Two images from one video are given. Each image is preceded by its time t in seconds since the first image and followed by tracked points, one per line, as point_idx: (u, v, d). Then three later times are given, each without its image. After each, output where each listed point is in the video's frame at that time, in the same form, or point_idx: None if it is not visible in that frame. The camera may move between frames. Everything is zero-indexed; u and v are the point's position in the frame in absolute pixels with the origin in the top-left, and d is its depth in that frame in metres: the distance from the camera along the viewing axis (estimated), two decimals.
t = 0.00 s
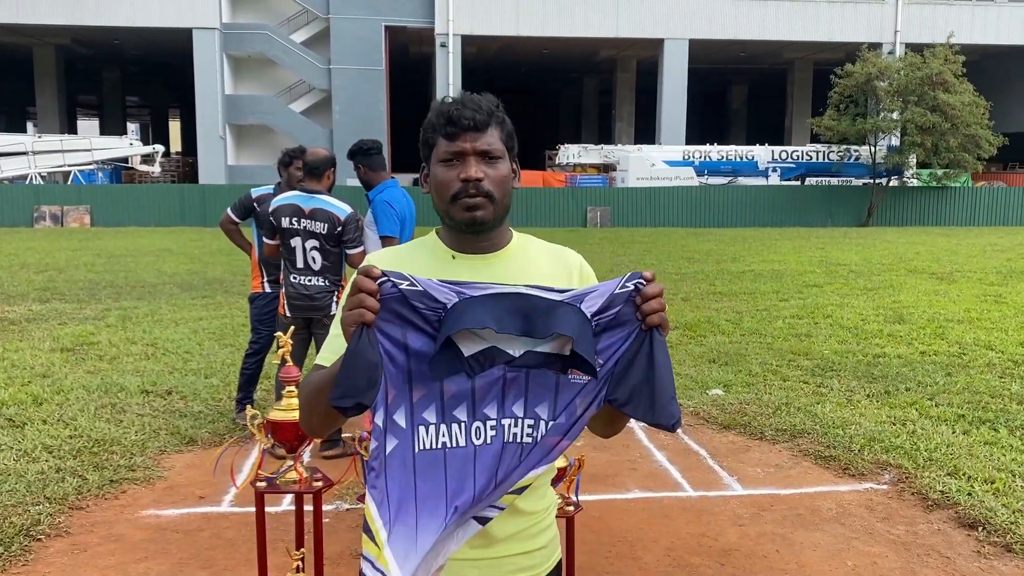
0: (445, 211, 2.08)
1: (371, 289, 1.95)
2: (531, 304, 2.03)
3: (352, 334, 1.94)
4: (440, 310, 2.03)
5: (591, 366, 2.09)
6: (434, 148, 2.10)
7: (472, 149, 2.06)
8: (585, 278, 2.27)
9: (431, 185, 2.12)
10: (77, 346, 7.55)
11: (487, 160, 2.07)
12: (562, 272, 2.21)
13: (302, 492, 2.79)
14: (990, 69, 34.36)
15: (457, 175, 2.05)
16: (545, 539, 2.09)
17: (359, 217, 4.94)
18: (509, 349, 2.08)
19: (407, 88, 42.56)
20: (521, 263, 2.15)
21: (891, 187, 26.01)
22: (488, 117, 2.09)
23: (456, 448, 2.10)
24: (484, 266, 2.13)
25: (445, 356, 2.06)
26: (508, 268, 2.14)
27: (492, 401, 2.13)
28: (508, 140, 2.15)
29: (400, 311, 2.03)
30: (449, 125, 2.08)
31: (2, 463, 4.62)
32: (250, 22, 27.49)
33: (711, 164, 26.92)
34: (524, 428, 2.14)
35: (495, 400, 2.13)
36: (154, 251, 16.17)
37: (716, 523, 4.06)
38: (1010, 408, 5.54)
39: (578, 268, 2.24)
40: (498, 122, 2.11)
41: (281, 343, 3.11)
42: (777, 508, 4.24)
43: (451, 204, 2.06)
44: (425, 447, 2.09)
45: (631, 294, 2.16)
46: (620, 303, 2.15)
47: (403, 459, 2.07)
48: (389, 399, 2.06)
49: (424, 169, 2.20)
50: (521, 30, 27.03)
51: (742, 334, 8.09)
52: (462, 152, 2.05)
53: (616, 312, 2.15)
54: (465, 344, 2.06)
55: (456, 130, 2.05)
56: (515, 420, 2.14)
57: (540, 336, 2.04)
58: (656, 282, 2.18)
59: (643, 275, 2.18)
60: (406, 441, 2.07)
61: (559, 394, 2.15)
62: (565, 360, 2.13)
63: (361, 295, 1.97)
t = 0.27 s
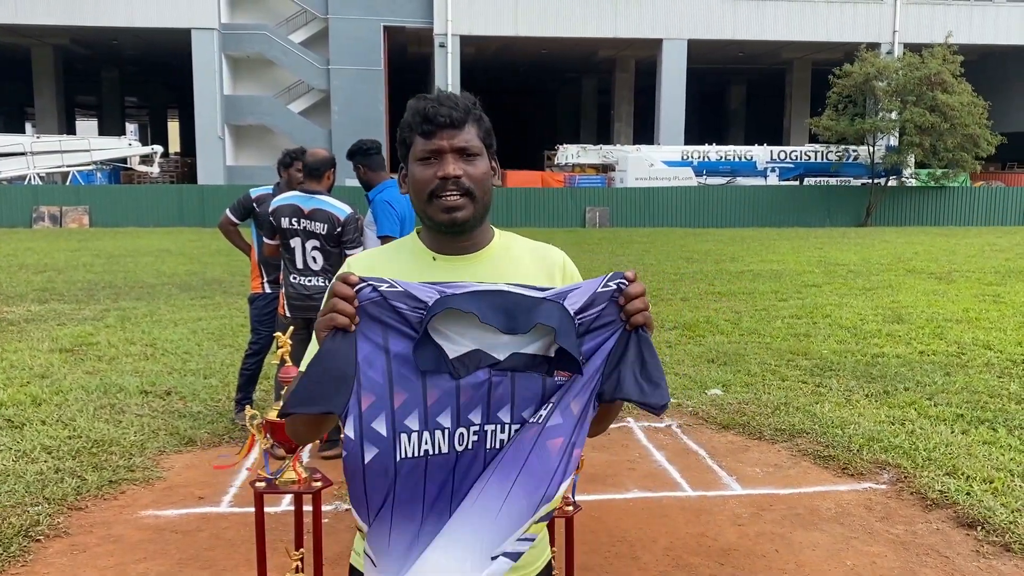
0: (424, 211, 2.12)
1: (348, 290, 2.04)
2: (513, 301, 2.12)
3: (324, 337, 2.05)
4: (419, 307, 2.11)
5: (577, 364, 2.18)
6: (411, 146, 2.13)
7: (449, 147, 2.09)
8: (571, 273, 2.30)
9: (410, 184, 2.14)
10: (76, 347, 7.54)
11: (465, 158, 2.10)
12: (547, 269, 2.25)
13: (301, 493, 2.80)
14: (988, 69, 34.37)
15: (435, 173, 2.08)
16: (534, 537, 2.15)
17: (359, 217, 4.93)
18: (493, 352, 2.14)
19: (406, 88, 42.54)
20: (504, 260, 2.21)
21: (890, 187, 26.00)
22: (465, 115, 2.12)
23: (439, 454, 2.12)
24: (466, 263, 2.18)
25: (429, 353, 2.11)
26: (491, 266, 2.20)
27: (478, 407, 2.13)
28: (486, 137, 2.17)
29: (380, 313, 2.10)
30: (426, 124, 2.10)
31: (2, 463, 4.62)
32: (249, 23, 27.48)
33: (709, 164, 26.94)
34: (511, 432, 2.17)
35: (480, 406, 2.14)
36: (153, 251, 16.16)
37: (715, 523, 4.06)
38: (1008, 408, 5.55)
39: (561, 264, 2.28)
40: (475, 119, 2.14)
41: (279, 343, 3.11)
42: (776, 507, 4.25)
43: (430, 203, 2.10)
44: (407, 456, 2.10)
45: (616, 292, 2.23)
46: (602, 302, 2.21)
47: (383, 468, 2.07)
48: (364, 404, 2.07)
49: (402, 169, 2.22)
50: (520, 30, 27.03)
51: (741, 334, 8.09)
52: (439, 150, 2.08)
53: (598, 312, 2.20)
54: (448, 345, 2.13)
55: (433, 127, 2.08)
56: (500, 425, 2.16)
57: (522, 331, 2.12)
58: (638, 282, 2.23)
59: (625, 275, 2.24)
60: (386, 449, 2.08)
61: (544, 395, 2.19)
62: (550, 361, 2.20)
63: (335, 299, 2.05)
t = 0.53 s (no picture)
0: (431, 216, 2.12)
1: (341, 299, 2.04)
2: (505, 308, 2.15)
3: (320, 345, 2.05)
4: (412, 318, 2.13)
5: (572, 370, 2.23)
6: (410, 146, 2.12)
7: (457, 151, 2.10)
8: (554, 273, 2.36)
9: (411, 187, 2.13)
10: (74, 347, 7.53)
11: (469, 159, 2.13)
12: (532, 268, 2.31)
13: (301, 493, 2.79)
14: (987, 69, 34.42)
15: (446, 176, 2.09)
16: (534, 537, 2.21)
17: (357, 217, 4.93)
18: (486, 361, 2.21)
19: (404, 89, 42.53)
20: (491, 264, 2.26)
21: (889, 187, 26.04)
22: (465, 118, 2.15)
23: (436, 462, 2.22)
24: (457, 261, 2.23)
25: (421, 366, 2.16)
26: (480, 267, 2.25)
27: (473, 414, 2.23)
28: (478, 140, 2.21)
29: (374, 326, 2.12)
30: (432, 127, 2.10)
31: None
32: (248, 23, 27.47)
33: (708, 164, 26.98)
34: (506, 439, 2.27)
35: (476, 413, 2.24)
36: (152, 252, 16.16)
37: (714, 523, 4.06)
38: (1007, 408, 5.55)
39: (546, 262, 2.34)
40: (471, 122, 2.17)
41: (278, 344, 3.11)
42: (775, 508, 4.25)
43: (438, 208, 2.11)
44: (401, 463, 2.19)
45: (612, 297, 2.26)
46: (594, 306, 2.25)
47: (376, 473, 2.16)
48: (359, 413, 2.14)
49: (393, 170, 2.20)
50: (518, 30, 27.04)
51: (740, 334, 8.10)
52: (449, 154, 2.09)
53: (591, 317, 2.25)
54: (441, 355, 2.19)
55: (441, 131, 2.09)
56: (497, 433, 2.26)
57: (517, 339, 2.16)
58: (634, 286, 2.28)
59: (621, 279, 2.28)
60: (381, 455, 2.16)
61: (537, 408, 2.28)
62: (544, 367, 2.25)
63: (329, 310, 2.05)
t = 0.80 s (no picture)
0: (411, 218, 2.10)
1: (351, 283, 1.93)
2: (505, 285, 2.03)
3: (331, 325, 1.94)
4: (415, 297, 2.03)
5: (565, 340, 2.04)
6: (398, 148, 2.10)
7: (440, 155, 2.06)
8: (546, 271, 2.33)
9: (396, 187, 2.12)
10: (73, 348, 7.52)
11: (454, 167, 2.09)
12: (523, 264, 2.27)
13: (300, 494, 2.80)
14: (985, 70, 34.47)
15: (424, 180, 2.06)
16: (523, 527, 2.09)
17: (355, 217, 4.94)
18: (485, 332, 2.01)
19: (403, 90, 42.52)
20: (482, 255, 2.21)
21: (887, 188, 26.07)
22: (456, 123, 2.10)
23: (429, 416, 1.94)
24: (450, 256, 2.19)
25: (419, 339, 1.97)
26: (468, 264, 2.21)
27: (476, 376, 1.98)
28: (473, 145, 2.16)
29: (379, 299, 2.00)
30: (417, 131, 2.08)
31: None
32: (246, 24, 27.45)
33: (706, 165, 27.01)
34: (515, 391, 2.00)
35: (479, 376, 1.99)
36: (151, 253, 16.17)
37: (713, 524, 4.07)
38: (1005, 408, 5.57)
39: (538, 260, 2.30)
40: (464, 128, 2.13)
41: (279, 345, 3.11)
42: (774, 508, 4.26)
43: (416, 210, 2.09)
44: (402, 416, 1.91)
45: (604, 284, 2.10)
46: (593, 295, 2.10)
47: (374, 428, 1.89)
48: (359, 371, 1.92)
49: (385, 167, 2.19)
50: (517, 31, 27.05)
51: (739, 335, 8.11)
52: (429, 158, 2.05)
53: (590, 299, 2.08)
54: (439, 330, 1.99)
55: (425, 136, 2.05)
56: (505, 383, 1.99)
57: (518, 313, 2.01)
58: (624, 272, 2.13)
59: (612, 267, 2.13)
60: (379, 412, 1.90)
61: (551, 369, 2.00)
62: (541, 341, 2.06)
63: (340, 288, 1.94)
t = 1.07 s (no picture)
0: (407, 212, 2.09)
1: (352, 303, 1.92)
2: (510, 312, 2.05)
3: (331, 347, 1.94)
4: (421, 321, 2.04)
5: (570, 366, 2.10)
6: (394, 146, 2.11)
7: (434, 148, 2.08)
8: (545, 274, 2.31)
9: (393, 184, 2.12)
10: (71, 349, 7.52)
11: (449, 159, 2.09)
12: (524, 269, 2.25)
13: (299, 495, 2.81)
14: (983, 71, 34.52)
15: (420, 173, 2.06)
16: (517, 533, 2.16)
17: (353, 218, 4.95)
18: (489, 363, 2.09)
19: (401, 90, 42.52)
20: (483, 259, 2.19)
21: (885, 188, 26.07)
22: (450, 116, 2.12)
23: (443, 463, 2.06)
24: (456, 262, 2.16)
25: (427, 369, 2.06)
26: (470, 266, 2.18)
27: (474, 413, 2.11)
28: (469, 139, 2.17)
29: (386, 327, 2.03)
30: (411, 124, 2.09)
31: None
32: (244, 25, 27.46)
33: (705, 166, 27.02)
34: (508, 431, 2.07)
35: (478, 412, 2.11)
36: (149, 254, 16.18)
37: (711, 524, 4.07)
38: (1003, 409, 5.57)
39: (537, 264, 2.29)
40: (458, 121, 2.14)
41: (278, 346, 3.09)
42: (773, 508, 4.26)
43: (414, 203, 2.08)
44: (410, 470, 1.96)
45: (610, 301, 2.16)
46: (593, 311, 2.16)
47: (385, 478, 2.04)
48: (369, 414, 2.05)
49: (383, 166, 2.21)
50: (515, 32, 27.07)
51: (737, 336, 8.12)
52: (424, 151, 2.07)
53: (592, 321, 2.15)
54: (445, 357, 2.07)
55: (418, 128, 2.07)
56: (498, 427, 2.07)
57: (521, 342, 2.06)
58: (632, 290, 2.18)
59: (620, 284, 2.18)
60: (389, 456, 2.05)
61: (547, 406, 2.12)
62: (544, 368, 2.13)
63: (341, 309, 1.93)
